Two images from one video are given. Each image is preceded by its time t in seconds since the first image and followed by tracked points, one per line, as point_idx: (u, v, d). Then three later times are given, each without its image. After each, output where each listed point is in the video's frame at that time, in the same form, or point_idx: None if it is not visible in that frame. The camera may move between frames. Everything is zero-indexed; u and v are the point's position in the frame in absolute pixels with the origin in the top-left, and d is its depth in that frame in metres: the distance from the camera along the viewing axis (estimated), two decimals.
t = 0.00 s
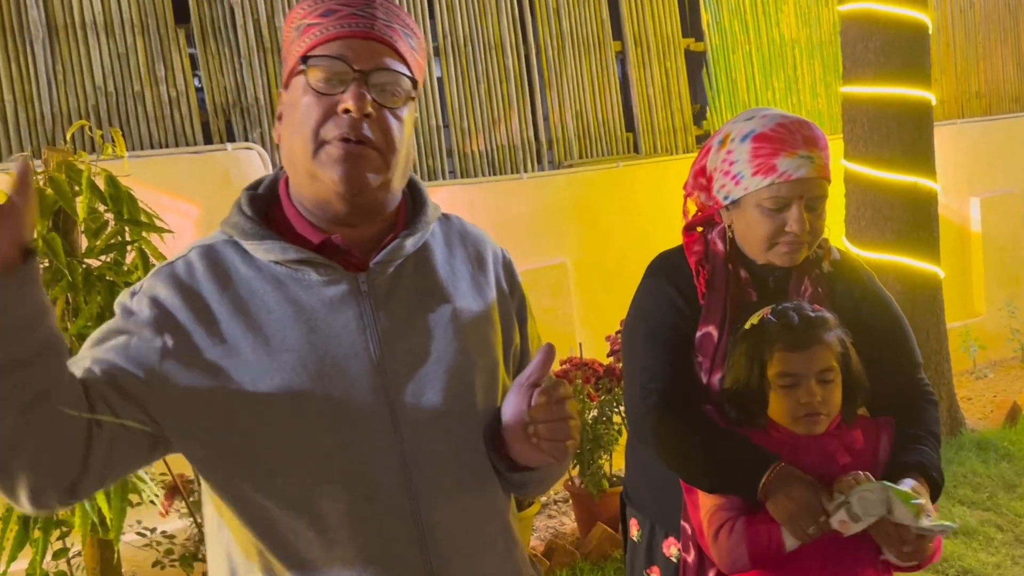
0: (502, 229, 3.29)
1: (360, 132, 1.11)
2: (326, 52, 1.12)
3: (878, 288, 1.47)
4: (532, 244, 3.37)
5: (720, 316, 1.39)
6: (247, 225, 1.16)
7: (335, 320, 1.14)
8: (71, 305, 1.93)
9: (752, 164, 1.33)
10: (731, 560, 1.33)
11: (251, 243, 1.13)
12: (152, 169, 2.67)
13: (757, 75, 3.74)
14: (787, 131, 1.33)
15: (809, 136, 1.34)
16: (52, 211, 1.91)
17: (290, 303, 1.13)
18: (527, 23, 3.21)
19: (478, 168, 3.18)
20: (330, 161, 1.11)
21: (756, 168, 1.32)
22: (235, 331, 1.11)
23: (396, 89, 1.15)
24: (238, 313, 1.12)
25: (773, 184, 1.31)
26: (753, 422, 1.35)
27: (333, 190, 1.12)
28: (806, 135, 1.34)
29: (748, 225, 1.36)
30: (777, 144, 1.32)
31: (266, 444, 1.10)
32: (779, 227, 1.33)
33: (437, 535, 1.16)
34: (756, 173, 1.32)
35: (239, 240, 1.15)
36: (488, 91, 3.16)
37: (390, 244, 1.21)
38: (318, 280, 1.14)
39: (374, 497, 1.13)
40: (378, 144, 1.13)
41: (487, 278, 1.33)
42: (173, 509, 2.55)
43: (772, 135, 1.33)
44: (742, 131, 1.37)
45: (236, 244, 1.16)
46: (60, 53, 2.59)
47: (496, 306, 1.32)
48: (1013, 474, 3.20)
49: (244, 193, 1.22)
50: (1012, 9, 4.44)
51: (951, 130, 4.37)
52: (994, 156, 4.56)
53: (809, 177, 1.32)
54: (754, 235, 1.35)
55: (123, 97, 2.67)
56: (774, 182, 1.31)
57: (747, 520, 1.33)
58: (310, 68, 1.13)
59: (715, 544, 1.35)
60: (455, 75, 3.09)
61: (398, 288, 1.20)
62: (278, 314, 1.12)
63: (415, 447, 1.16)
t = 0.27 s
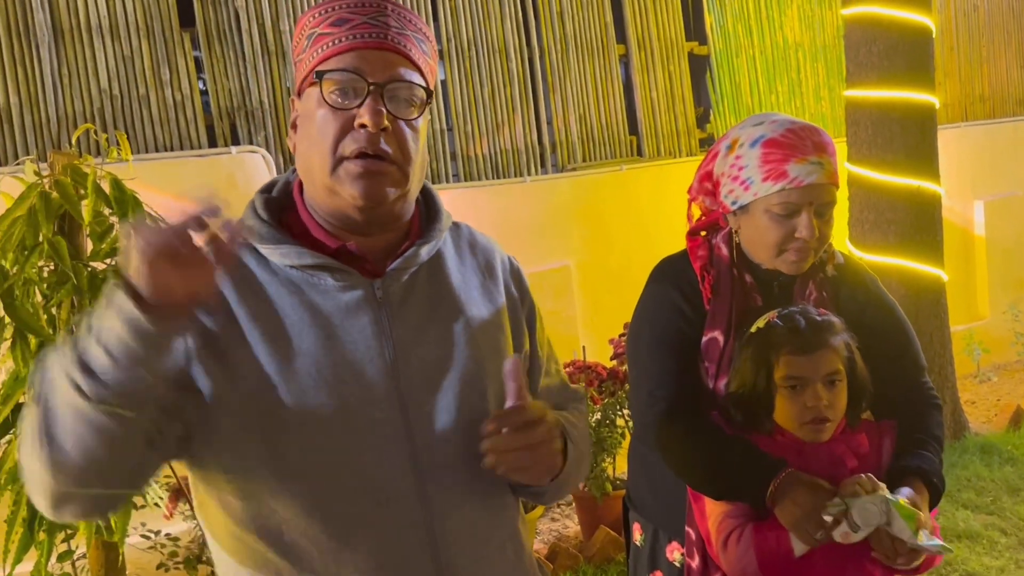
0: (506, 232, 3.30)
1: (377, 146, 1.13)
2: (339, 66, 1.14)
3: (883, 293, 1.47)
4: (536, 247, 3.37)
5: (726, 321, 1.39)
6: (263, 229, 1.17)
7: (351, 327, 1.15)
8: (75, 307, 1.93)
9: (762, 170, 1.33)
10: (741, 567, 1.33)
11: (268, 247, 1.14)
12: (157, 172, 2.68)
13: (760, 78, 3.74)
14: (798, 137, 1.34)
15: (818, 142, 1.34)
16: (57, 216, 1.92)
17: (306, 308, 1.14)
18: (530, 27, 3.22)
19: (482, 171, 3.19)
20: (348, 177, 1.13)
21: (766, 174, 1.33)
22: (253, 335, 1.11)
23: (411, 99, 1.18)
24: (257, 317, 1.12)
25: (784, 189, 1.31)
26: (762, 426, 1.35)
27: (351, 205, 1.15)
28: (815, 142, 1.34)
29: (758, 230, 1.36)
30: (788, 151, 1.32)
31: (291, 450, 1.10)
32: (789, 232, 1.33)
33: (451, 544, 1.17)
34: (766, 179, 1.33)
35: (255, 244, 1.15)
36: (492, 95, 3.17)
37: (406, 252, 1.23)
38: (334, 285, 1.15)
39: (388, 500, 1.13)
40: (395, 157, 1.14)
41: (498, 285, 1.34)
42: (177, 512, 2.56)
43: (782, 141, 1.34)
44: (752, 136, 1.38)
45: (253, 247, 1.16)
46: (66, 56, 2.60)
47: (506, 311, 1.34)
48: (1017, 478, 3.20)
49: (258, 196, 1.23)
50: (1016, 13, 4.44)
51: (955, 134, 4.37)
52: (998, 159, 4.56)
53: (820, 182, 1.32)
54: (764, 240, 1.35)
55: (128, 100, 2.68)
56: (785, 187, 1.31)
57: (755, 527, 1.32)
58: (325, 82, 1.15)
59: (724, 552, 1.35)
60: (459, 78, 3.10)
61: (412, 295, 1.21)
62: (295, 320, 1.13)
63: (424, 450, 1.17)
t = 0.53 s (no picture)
0: (510, 235, 3.30)
1: (373, 146, 1.15)
2: (330, 70, 1.17)
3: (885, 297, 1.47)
4: (540, 250, 3.37)
5: (731, 326, 1.39)
6: (270, 239, 1.19)
7: (366, 333, 1.18)
8: (81, 309, 1.91)
9: (776, 175, 1.33)
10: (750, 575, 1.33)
11: (278, 258, 1.17)
12: (161, 174, 2.69)
13: (765, 81, 3.74)
14: (811, 142, 1.34)
15: (832, 146, 1.34)
16: (63, 218, 1.92)
17: (321, 317, 1.17)
18: (535, 30, 3.22)
19: (487, 174, 3.19)
20: (344, 182, 1.15)
21: (780, 179, 1.32)
22: (269, 349, 1.15)
23: (404, 96, 1.19)
24: (270, 329, 1.15)
25: (797, 194, 1.32)
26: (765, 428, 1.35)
27: (352, 210, 1.17)
28: (829, 147, 1.34)
29: (770, 235, 1.36)
30: (802, 155, 1.32)
31: (310, 446, 1.15)
32: (802, 238, 1.33)
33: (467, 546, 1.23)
34: (780, 184, 1.32)
35: (263, 255, 1.18)
36: (496, 98, 3.17)
37: (414, 256, 1.26)
38: (346, 293, 1.18)
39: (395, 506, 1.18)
40: (393, 155, 1.16)
41: (502, 286, 1.36)
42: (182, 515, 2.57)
43: (796, 146, 1.33)
44: (764, 141, 1.36)
45: (259, 260, 1.20)
46: (72, 60, 2.61)
47: (512, 314, 1.35)
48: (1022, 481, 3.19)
49: (262, 206, 1.26)
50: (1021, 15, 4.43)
51: (960, 137, 4.36)
52: (1003, 162, 4.55)
53: (833, 188, 1.33)
54: (777, 245, 1.35)
55: (134, 103, 2.68)
56: (799, 192, 1.31)
57: (760, 534, 1.33)
58: (316, 89, 1.17)
59: (731, 559, 1.36)
60: (464, 82, 3.10)
61: (421, 300, 1.25)
62: (311, 329, 1.17)
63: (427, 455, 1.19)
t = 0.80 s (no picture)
0: (514, 238, 3.31)
1: (365, 144, 1.15)
2: (319, 72, 1.17)
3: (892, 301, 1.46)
4: (544, 252, 3.38)
5: (735, 326, 1.39)
6: (270, 243, 1.19)
7: (368, 335, 1.18)
8: (87, 312, 1.92)
9: (783, 175, 1.32)
10: None
11: (279, 262, 1.17)
12: (167, 177, 2.69)
13: (770, 83, 3.74)
14: (817, 142, 1.33)
15: (839, 148, 1.34)
16: (69, 220, 1.92)
17: (322, 320, 1.17)
18: (539, 32, 3.23)
19: (491, 176, 3.19)
20: (341, 179, 1.15)
21: (786, 180, 1.32)
22: (272, 353, 1.15)
23: (394, 94, 1.19)
24: (271, 333, 1.15)
25: (803, 195, 1.31)
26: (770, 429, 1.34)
27: (348, 206, 1.17)
28: (836, 148, 1.33)
29: (777, 236, 1.35)
30: (809, 155, 1.32)
31: (315, 449, 1.15)
32: (809, 238, 1.32)
33: (476, 545, 1.23)
34: (787, 185, 1.32)
35: (263, 258, 1.18)
36: (501, 100, 3.17)
37: (414, 257, 1.26)
38: (347, 296, 1.18)
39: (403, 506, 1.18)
40: (385, 152, 1.16)
41: (502, 285, 1.36)
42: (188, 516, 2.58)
43: (803, 146, 1.33)
44: (772, 142, 1.36)
45: (260, 264, 1.20)
46: (78, 62, 2.62)
47: (513, 314, 1.35)
48: None
49: (261, 210, 1.25)
50: None
51: (965, 139, 4.36)
52: (1009, 164, 4.54)
53: (839, 188, 1.32)
54: (783, 247, 1.35)
55: (140, 105, 2.69)
56: (805, 193, 1.30)
57: (763, 535, 1.32)
58: (305, 92, 1.17)
59: (738, 561, 1.35)
60: (469, 84, 3.10)
61: (423, 302, 1.24)
62: (312, 333, 1.16)
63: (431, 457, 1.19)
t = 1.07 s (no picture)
0: (518, 239, 3.30)
1: (361, 146, 1.14)
2: (315, 74, 1.16)
3: (898, 302, 1.46)
4: (548, 253, 3.37)
5: (741, 327, 1.39)
6: (269, 246, 1.19)
7: (367, 337, 1.18)
8: (90, 313, 1.92)
9: (785, 172, 1.31)
10: None
11: (278, 265, 1.17)
12: (172, 178, 2.69)
13: (774, 85, 3.73)
14: (821, 139, 1.32)
15: (842, 144, 1.32)
16: (73, 220, 1.92)
17: (322, 322, 1.17)
18: (543, 33, 3.23)
19: (495, 178, 3.18)
20: (337, 183, 1.15)
21: (789, 176, 1.31)
22: (272, 354, 1.14)
23: (391, 94, 1.19)
24: (271, 335, 1.15)
25: (807, 191, 1.29)
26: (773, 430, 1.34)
27: (345, 210, 1.17)
28: (840, 145, 1.32)
29: (781, 234, 1.33)
30: (811, 152, 1.30)
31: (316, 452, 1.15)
32: (812, 235, 1.31)
33: (477, 547, 1.22)
34: (790, 181, 1.30)
35: (262, 261, 1.18)
36: (505, 101, 3.17)
37: (414, 257, 1.25)
38: (347, 298, 1.18)
39: (407, 506, 1.18)
40: (381, 155, 1.16)
41: (503, 285, 1.36)
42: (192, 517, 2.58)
43: (806, 143, 1.32)
44: (774, 139, 1.36)
45: (259, 266, 1.20)
46: (83, 64, 2.62)
47: (514, 315, 1.34)
48: None
49: (261, 213, 1.26)
50: None
51: (970, 141, 4.35)
52: (1013, 165, 4.53)
53: (843, 185, 1.30)
54: (787, 244, 1.33)
55: (144, 107, 2.69)
56: (809, 189, 1.29)
57: (768, 535, 1.32)
58: (302, 94, 1.17)
59: (743, 561, 1.35)
60: (473, 85, 3.10)
61: (423, 303, 1.24)
62: (312, 334, 1.16)
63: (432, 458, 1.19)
